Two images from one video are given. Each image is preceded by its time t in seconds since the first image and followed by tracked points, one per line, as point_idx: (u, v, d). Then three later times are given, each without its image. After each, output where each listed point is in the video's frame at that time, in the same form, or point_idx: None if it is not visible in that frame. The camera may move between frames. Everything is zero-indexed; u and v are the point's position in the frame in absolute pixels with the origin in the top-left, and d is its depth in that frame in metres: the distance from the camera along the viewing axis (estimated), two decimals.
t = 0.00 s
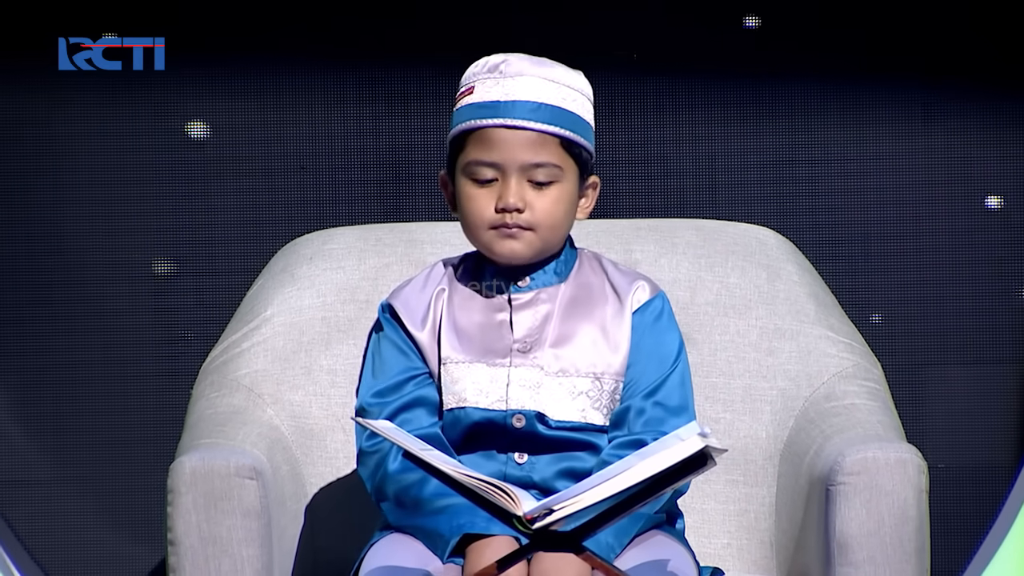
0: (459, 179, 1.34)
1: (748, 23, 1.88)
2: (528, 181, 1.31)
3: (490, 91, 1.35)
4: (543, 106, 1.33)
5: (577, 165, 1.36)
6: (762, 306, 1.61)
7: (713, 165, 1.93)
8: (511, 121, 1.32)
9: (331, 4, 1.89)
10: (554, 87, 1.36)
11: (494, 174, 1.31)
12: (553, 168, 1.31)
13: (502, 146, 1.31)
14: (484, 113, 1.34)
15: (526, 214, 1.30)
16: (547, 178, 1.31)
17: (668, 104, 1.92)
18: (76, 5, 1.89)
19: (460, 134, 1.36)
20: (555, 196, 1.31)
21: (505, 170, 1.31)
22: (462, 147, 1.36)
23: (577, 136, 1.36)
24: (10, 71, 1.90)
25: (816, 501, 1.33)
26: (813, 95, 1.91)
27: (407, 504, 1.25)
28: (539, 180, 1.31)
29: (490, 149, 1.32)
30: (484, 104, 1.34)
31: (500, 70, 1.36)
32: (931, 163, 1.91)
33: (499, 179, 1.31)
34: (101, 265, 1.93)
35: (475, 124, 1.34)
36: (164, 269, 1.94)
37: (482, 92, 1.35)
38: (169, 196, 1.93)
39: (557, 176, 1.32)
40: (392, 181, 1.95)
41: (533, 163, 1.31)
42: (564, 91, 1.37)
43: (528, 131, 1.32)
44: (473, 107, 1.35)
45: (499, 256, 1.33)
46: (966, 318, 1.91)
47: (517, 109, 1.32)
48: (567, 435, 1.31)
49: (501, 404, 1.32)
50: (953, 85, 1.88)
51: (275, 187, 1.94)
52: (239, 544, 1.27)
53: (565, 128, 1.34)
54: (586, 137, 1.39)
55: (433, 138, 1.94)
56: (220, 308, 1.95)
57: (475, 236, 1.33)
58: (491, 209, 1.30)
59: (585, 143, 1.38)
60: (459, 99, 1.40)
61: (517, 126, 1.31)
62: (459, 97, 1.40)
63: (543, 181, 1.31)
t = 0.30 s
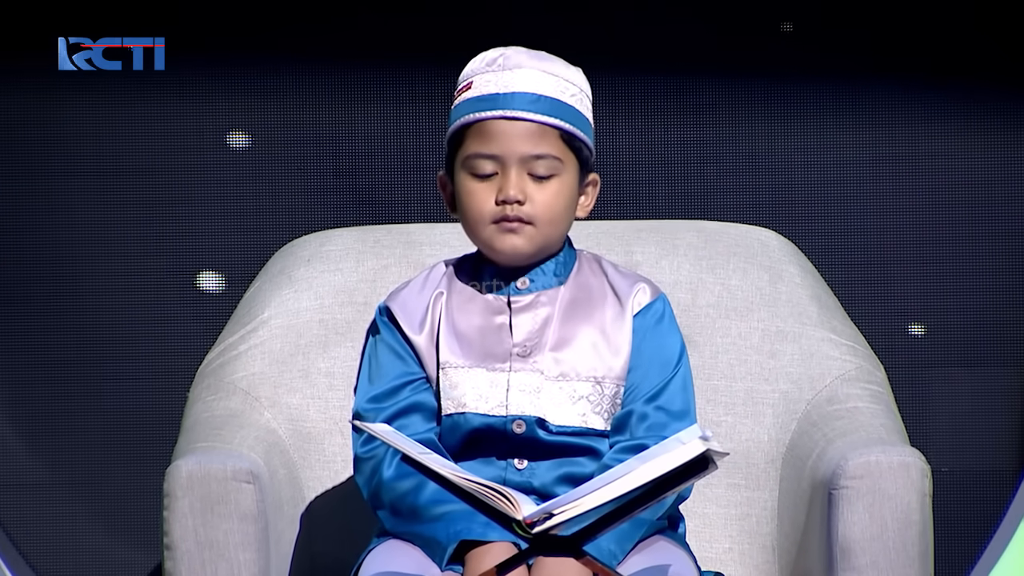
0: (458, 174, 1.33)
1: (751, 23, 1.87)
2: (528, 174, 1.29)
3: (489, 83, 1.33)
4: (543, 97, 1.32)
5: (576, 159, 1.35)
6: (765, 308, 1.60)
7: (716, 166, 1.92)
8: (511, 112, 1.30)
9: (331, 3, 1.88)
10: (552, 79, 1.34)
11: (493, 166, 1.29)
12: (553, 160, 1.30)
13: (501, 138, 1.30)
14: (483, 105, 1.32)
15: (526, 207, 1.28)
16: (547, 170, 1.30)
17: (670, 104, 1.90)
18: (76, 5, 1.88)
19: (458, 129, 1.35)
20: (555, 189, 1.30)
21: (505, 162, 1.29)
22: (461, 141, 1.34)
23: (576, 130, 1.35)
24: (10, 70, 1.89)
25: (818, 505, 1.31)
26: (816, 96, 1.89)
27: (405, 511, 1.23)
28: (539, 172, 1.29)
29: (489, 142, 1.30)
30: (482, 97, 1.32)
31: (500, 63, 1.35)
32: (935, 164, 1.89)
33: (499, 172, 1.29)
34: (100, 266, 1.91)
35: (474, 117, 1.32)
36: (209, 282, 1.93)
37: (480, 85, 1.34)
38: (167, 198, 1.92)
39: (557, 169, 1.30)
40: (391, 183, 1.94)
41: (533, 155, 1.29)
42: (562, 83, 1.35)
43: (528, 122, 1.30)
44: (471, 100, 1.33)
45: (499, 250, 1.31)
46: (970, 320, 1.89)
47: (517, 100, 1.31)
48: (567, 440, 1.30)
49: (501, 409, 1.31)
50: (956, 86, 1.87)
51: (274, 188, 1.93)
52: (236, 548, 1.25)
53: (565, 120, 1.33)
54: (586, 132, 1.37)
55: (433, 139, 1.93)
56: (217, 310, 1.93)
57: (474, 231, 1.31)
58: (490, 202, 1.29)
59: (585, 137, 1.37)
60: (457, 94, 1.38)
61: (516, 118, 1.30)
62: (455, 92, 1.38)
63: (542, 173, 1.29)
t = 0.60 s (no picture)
0: (456, 168, 1.31)
1: (754, 21, 1.86)
2: (527, 164, 1.28)
3: (488, 76, 1.32)
4: (542, 88, 1.31)
5: (576, 154, 1.33)
6: (767, 308, 1.58)
7: (718, 165, 1.90)
8: (511, 102, 1.29)
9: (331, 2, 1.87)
10: (551, 72, 1.34)
11: (493, 157, 1.28)
12: (552, 151, 1.29)
13: (501, 128, 1.29)
14: (483, 97, 1.31)
15: (526, 198, 1.27)
16: (547, 161, 1.28)
17: (673, 102, 1.89)
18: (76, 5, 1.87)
19: (457, 124, 1.34)
20: (554, 180, 1.28)
21: (504, 152, 1.28)
22: (460, 135, 1.33)
23: (577, 124, 1.33)
24: (10, 71, 1.88)
25: (821, 506, 1.29)
26: (820, 95, 1.88)
27: (402, 514, 1.22)
28: (538, 162, 1.28)
29: (489, 133, 1.29)
30: (481, 89, 1.32)
31: (501, 56, 1.34)
32: (939, 163, 1.88)
33: (498, 163, 1.28)
34: (100, 266, 1.90)
35: (474, 109, 1.31)
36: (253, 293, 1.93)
37: (480, 78, 1.33)
38: (167, 198, 1.91)
39: (557, 160, 1.29)
40: (391, 182, 1.92)
41: (532, 145, 1.28)
42: (562, 76, 1.34)
43: (527, 113, 1.29)
44: (470, 93, 1.33)
45: (499, 244, 1.29)
46: (974, 320, 1.88)
47: (517, 91, 1.30)
48: (567, 441, 1.28)
49: (500, 411, 1.29)
50: (961, 84, 1.85)
51: (273, 187, 1.92)
52: (232, 551, 1.23)
53: (564, 113, 1.32)
54: (586, 128, 1.36)
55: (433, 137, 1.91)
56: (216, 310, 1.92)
57: (473, 224, 1.29)
58: (490, 192, 1.27)
59: (585, 133, 1.35)
60: (456, 90, 1.37)
61: (516, 108, 1.29)
62: (455, 88, 1.37)
63: (542, 164, 1.28)
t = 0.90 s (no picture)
0: (455, 165, 1.30)
1: (757, 20, 1.84)
2: (527, 159, 1.26)
3: (484, 72, 1.32)
4: (540, 82, 1.30)
5: (575, 148, 1.32)
6: (769, 307, 1.57)
7: (720, 164, 1.89)
8: (508, 96, 1.28)
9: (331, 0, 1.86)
10: (548, 66, 1.33)
11: (492, 152, 1.27)
12: (552, 145, 1.28)
13: (500, 124, 1.27)
14: (480, 93, 1.30)
15: (527, 192, 1.25)
16: (546, 155, 1.27)
17: (675, 101, 1.88)
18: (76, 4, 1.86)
19: (456, 122, 1.32)
20: (554, 174, 1.27)
21: (503, 148, 1.26)
22: (459, 133, 1.32)
23: (576, 118, 1.32)
24: (11, 72, 1.87)
25: (824, 507, 1.28)
26: (823, 94, 1.87)
27: (402, 512, 1.20)
28: (538, 156, 1.26)
29: (487, 129, 1.28)
30: (478, 86, 1.31)
31: (496, 52, 1.33)
32: (943, 162, 1.87)
33: (498, 158, 1.26)
34: (99, 266, 1.89)
35: (472, 105, 1.30)
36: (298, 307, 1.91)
37: (477, 74, 1.32)
38: (167, 198, 1.90)
39: (556, 154, 1.28)
40: (392, 180, 1.92)
41: (531, 140, 1.27)
42: (559, 71, 1.33)
43: (525, 107, 1.28)
44: (468, 90, 1.32)
45: (502, 241, 1.27)
46: (978, 320, 1.87)
47: (515, 85, 1.29)
48: (568, 440, 1.27)
49: (500, 407, 1.28)
50: (965, 82, 1.84)
51: (273, 186, 1.91)
52: (231, 552, 1.22)
53: (562, 107, 1.31)
54: (585, 123, 1.35)
55: (433, 136, 1.90)
56: (217, 310, 1.91)
57: (475, 221, 1.27)
58: (490, 188, 1.26)
59: (583, 127, 1.34)
60: (454, 89, 1.36)
61: (514, 102, 1.28)
62: (452, 87, 1.36)
63: (541, 158, 1.27)
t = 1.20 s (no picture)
0: (456, 160, 1.29)
1: (760, 20, 1.83)
2: (527, 151, 1.25)
3: (485, 66, 1.31)
4: (540, 76, 1.29)
5: (576, 142, 1.31)
6: (771, 308, 1.56)
7: (721, 165, 1.88)
8: (508, 89, 1.27)
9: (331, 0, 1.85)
10: (549, 60, 1.32)
11: (492, 145, 1.26)
12: (552, 138, 1.27)
13: (500, 117, 1.27)
14: (481, 87, 1.29)
15: (527, 184, 1.24)
16: (547, 147, 1.26)
17: (677, 101, 1.87)
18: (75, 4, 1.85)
19: (456, 117, 1.32)
20: (556, 166, 1.26)
21: (503, 140, 1.26)
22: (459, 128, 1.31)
23: (577, 113, 1.31)
24: (11, 71, 1.87)
25: (826, 510, 1.27)
26: (825, 95, 1.86)
27: (401, 511, 1.19)
28: (538, 149, 1.25)
29: (487, 122, 1.27)
30: (479, 80, 1.30)
31: (497, 46, 1.32)
32: (945, 163, 1.86)
33: (498, 151, 1.25)
34: (98, 267, 1.89)
35: (472, 99, 1.29)
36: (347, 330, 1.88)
37: (478, 69, 1.31)
38: (166, 199, 1.89)
39: (557, 146, 1.27)
40: (391, 181, 1.91)
41: (531, 132, 1.26)
42: (560, 65, 1.32)
43: (525, 100, 1.27)
44: (468, 84, 1.31)
45: (503, 233, 1.26)
46: (980, 322, 1.86)
47: (515, 78, 1.28)
48: (568, 438, 1.25)
49: (500, 397, 1.27)
50: (968, 83, 1.84)
51: (272, 187, 1.90)
52: (228, 555, 1.20)
53: (563, 100, 1.30)
54: (587, 118, 1.34)
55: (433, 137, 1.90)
56: (215, 312, 1.90)
57: (475, 214, 1.26)
58: (490, 180, 1.24)
59: (585, 122, 1.33)
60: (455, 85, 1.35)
61: (514, 95, 1.27)
62: (453, 82, 1.35)
63: (542, 151, 1.26)
